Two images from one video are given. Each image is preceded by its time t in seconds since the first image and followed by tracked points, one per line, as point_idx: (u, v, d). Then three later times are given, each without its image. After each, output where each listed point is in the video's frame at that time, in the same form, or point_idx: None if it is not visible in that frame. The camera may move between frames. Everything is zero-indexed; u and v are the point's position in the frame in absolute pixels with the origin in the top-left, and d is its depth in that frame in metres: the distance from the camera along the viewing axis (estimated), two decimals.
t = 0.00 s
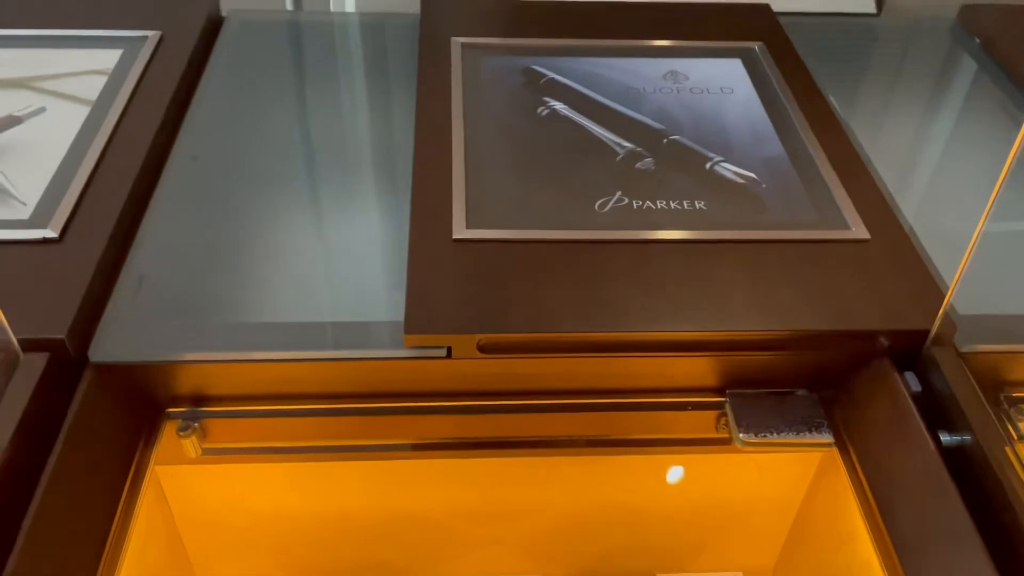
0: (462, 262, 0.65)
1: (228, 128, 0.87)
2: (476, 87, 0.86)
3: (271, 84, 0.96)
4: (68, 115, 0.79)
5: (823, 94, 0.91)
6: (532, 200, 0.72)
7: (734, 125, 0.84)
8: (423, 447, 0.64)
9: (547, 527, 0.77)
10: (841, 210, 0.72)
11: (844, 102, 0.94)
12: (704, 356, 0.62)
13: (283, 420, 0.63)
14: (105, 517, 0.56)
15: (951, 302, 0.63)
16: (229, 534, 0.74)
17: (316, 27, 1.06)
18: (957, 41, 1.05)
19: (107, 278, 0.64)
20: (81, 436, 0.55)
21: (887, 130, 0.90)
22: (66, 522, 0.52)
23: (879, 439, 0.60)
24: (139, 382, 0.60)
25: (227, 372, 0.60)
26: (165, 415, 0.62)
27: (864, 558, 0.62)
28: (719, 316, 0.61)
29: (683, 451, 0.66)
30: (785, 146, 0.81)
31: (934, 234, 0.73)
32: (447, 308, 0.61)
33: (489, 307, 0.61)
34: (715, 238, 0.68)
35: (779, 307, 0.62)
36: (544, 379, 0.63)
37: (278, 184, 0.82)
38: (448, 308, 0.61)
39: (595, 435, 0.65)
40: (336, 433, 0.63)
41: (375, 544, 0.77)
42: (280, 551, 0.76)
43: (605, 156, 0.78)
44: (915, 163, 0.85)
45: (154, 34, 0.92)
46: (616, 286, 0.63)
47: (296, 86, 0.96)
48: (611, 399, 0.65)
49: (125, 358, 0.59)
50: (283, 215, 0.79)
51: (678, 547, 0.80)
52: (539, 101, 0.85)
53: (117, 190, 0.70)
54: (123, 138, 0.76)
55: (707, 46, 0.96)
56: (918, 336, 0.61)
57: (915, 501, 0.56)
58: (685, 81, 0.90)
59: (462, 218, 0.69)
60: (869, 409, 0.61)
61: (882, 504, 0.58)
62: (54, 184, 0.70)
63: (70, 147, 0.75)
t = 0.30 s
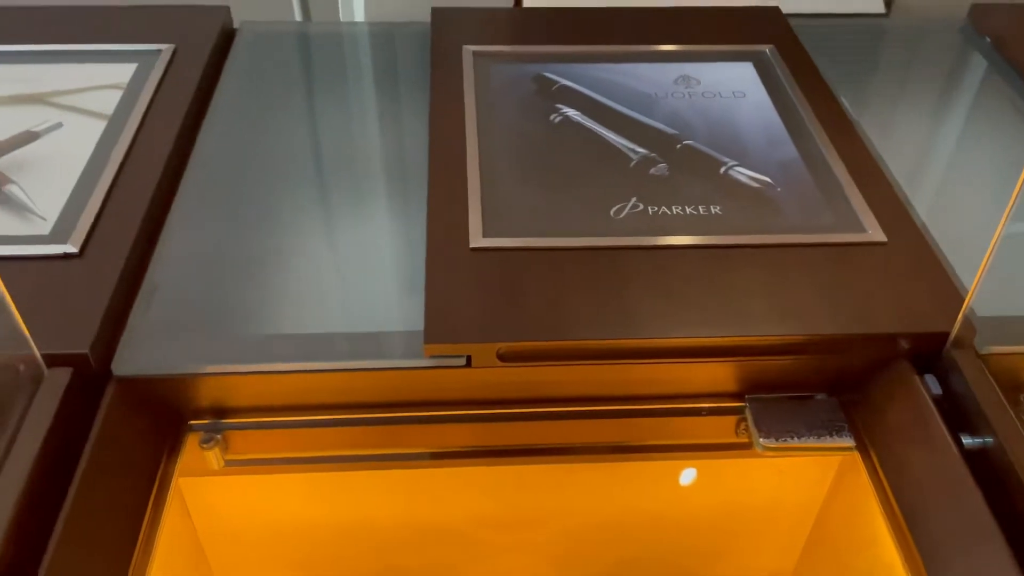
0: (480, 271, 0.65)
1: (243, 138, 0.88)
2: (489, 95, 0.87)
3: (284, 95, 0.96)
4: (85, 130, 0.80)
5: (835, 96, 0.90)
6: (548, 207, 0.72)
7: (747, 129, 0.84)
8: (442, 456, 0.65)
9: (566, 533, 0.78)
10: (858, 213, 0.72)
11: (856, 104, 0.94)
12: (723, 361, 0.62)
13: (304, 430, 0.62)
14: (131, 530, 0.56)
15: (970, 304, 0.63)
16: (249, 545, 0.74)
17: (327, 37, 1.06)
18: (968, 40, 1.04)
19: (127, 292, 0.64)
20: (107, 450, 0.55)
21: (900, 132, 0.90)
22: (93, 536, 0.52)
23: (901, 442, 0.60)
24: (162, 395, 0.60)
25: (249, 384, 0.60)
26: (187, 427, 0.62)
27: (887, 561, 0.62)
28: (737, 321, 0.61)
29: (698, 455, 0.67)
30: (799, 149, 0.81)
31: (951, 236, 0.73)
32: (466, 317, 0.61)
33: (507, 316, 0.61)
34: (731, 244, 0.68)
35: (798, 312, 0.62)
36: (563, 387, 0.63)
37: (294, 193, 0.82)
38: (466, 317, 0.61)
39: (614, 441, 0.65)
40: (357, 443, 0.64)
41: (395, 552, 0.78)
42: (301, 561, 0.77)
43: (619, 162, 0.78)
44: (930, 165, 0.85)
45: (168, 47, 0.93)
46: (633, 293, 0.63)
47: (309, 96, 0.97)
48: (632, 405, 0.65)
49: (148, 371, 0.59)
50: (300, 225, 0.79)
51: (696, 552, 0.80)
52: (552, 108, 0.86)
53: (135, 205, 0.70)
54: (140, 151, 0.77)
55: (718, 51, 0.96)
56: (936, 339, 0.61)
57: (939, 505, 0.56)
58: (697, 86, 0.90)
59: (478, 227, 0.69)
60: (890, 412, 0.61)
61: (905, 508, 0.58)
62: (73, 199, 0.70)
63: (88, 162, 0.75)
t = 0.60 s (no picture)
0: (499, 278, 0.65)
1: (260, 148, 0.88)
2: (503, 101, 0.87)
3: (300, 104, 0.97)
4: (104, 142, 0.81)
5: (849, 96, 0.90)
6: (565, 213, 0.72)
7: (762, 131, 0.84)
8: (464, 463, 0.65)
9: (588, 536, 0.78)
10: (875, 214, 0.72)
11: (870, 103, 0.94)
12: (744, 365, 0.62)
13: (328, 438, 0.63)
14: (160, 540, 0.56)
15: (991, 304, 0.63)
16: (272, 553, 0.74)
17: (340, 46, 1.07)
18: (980, 38, 1.04)
19: (150, 304, 0.65)
20: (134, 463, 0.55)
21: (914, 131, 0.90)
22: (123, 551, 0.52)
23: (923, 441, 0.60)
24: (187, 406, 0.61)
25: (273, 393, 0.61)
26: (212, 437, 0.63)
27: (911, 561, 0.62)
28: (757, 324, 0.61)
29: (719, 458, 0.67)
30: (814, 150, 0.81)
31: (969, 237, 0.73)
32: (487, 323, 0.61)
33: (528, 322, 0.61)
34: (749, 246, 0.68)
35: (817, 314, 0.62)
36: (584, 392, 0.63)
37: (312, 201, 0.83)
38: (487, 324, 0.61)
39: (635, 446, 0.66)
40: (380, 450, 0.64)
41: (418, 557, 0.78)
42: (324, 568, 0.77)
43: (634, 166, 0.78)
44: (946, 164, 0.85)
45: (184, 59, 0.93)
46: (653, 298, 0.63)
47: (323, 105, 0.97)
48: (653, 409, 0.65)
49: (173, 382, 0.59)
50: (319, 233, 0.79)
51: (716, 553, 0.81)
52: (566, 113, 0.86)
53: (156, 217, 0.71)
54: (160, 163, 0.78)
55: (731, 52, 0.96)
56: (957, 339, 0.61)
57: (964, 504, 0.56)
58: (711, 89, 0.91)
59: (497, 234, 0.69)
60: (911, 412, 0.61)
61: (930, 507, 0.58)
62: (95, 212, 0.71)
63: (108, 176, 0.76)
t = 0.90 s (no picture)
0: (522, 281, 0.66)
1: (280, 156, 0.89)
2: (520, 105, 0.87)
3: (318, 111, 0.97)
4: (127, 153, 0.81)
5: (866, 94, 0.90)
6: (585, 216, 0.73)
7: (780, 130, 0.84)
8: (489, 466, 0.66)
9: (611, 537, 0.78)
10: (895, 212, 0.72)
11: (887, 100, 0.94)
12: (767, 365, 0.62)
13: (355, 443, 0.64)
14: (191, 546, 0.57)
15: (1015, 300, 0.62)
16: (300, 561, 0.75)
17: (355, 52, 1.08)
18: (995, 32, 1.04)
19: (177, 313, 0.66)
20: (165, 471, 0.56)
21: (932, 128, 0.90)
22: (156, 559, 0.53)
23: (949, 440, 0.60)
24: (215, 413, 0.61)
25: (300, 399, 0.61)
26: (240, 443, 0.63)
27: (937, 559, 0.62)
28: (780, 325, 0.61)
29: (744, 458, 0.68)
30: (832, 149, 0.81)
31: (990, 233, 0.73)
32: (511, 327, 0.61)
33: (551, 325, 0.61)
34: (770, 247, 0.68)
35: (840, 314, 0.62)
36: (608, 395, 0.64)
37: (333, 208, 0.84)
38: (511, 328, 0.61)
39: (658, 447, 0.66)
40: (405, 454, 0.65)
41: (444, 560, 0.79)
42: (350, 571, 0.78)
43: (653, 168, 0.79)
44: (965, 161, 0.85)
45: (203, 69, 0.94)
46: (675, 299, 0.64)
47: (340, 112, 0.98)
48: (676, 411, 0.65)
49: (202, 390, 0.60)
50: (341, 240, 0.80)
51: (740, 552, 0.81)
52: (583, 116, 0.86)
53: (180, 226, 0.72)
54: (182, 173, 0.78)
55: (746, 52, 0.96)
56: (981, 337, 0.61)
57: (992, 504, 0.56)
58: (727, 89, 0.91)
59: (518, 238, 0.70)
60: (937, 410, 0.61)
61: (958, 506, 0.58)
62: (120, 223, 0.72)
63: (131, 186, 0.77)
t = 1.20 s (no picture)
0: (540, 282, 0.66)
1: (297, 161, 0.90)
2: (534, 106, 0.88)
3: (333, 116, 0.98)
4: (147, 160, 0.82)
5: (881, 90, 0.90)
6: (601, 216, 0.73)
7: (795, 128, 0.84)
8: (509, 466, 0.66)
9: (633, 536, 0.79)
10: (913, 208, 0.72)
11: (903, 96, 0.94)
12: (786, 363, 0.63)
13: (377, 445, 0.64)
14: (218, 549, 0.57)
15: None
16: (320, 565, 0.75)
17: (369, 57, 1.08)
18: (1010, 27, 1.04)
19: (199, 318, 0.66)
20: (191, 474, 0.57)
21: (948, 123, 0.90)
22: (183, 562, 0.54)
23: (971, 435, 0.59)
24: (239, 417, 0.62)
25: (322, 402, 0.62)
26: (263, 446, 0.64)
27: (960, 555, 0.62)
28: (799, 323, 0.62)
29: (763, 456, 0.68)
30: (848, 145, 0.81)
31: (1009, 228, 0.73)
32: (530, 328, 0.62)
33: (570, 326, 0.62)
34: (787, 245, 0.68)
35: (858, 311, 0.62)
36: (626, 394, 0.64)
37: (350, 212, 0.84)
38: (529, 329, 0.62)
39: (677, 446, 0.66)
40: (426, 455, 0.65)
41: (464, 560, 0.79)
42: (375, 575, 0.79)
43: (669, 167, 0.79)
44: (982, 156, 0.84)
45: (220, 75, 0.95)
46: (693, 299, 0.64)
47: (356, 117, 0.99)
48: (696, 409, 0.65)
49: (225, 394, 0.61)
50: (359, 244, 0.80)
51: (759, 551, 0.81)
52: (598, 116, 0.86)
53: (201, 232, 0.72)
54: (201, 180, 0.79)
55: (760, 49, 0.96)
56: (1001, 332, 0.61)
57: (1014, 500, 0.55)
58: (741, 87, 0.91)
59: (535, 239, 0.70)
60: (958, 405, 0.61)
61: (980, 502, 0.58)
62: (141, 229, 0.73)
63: (152, 192, 0.77)
